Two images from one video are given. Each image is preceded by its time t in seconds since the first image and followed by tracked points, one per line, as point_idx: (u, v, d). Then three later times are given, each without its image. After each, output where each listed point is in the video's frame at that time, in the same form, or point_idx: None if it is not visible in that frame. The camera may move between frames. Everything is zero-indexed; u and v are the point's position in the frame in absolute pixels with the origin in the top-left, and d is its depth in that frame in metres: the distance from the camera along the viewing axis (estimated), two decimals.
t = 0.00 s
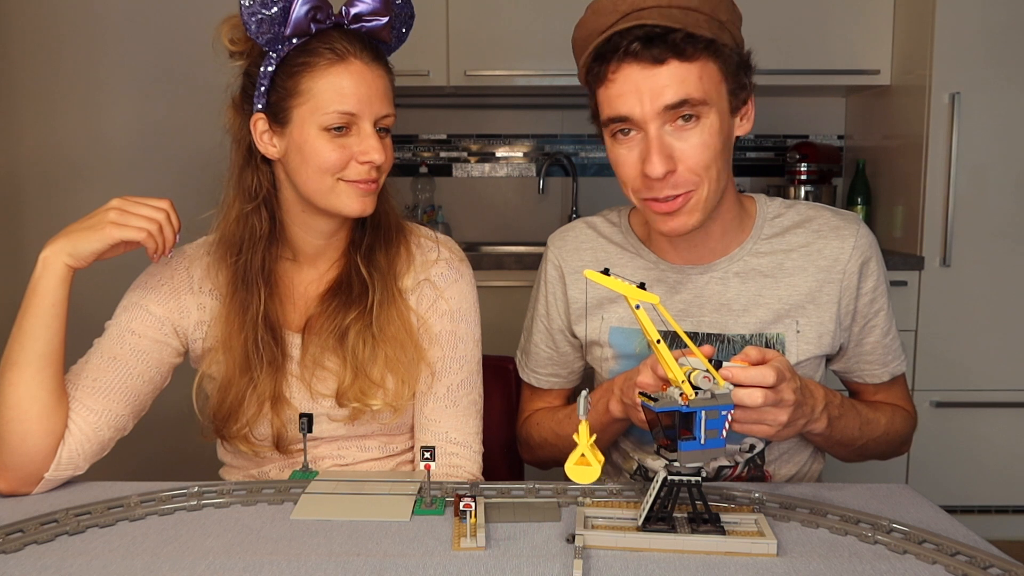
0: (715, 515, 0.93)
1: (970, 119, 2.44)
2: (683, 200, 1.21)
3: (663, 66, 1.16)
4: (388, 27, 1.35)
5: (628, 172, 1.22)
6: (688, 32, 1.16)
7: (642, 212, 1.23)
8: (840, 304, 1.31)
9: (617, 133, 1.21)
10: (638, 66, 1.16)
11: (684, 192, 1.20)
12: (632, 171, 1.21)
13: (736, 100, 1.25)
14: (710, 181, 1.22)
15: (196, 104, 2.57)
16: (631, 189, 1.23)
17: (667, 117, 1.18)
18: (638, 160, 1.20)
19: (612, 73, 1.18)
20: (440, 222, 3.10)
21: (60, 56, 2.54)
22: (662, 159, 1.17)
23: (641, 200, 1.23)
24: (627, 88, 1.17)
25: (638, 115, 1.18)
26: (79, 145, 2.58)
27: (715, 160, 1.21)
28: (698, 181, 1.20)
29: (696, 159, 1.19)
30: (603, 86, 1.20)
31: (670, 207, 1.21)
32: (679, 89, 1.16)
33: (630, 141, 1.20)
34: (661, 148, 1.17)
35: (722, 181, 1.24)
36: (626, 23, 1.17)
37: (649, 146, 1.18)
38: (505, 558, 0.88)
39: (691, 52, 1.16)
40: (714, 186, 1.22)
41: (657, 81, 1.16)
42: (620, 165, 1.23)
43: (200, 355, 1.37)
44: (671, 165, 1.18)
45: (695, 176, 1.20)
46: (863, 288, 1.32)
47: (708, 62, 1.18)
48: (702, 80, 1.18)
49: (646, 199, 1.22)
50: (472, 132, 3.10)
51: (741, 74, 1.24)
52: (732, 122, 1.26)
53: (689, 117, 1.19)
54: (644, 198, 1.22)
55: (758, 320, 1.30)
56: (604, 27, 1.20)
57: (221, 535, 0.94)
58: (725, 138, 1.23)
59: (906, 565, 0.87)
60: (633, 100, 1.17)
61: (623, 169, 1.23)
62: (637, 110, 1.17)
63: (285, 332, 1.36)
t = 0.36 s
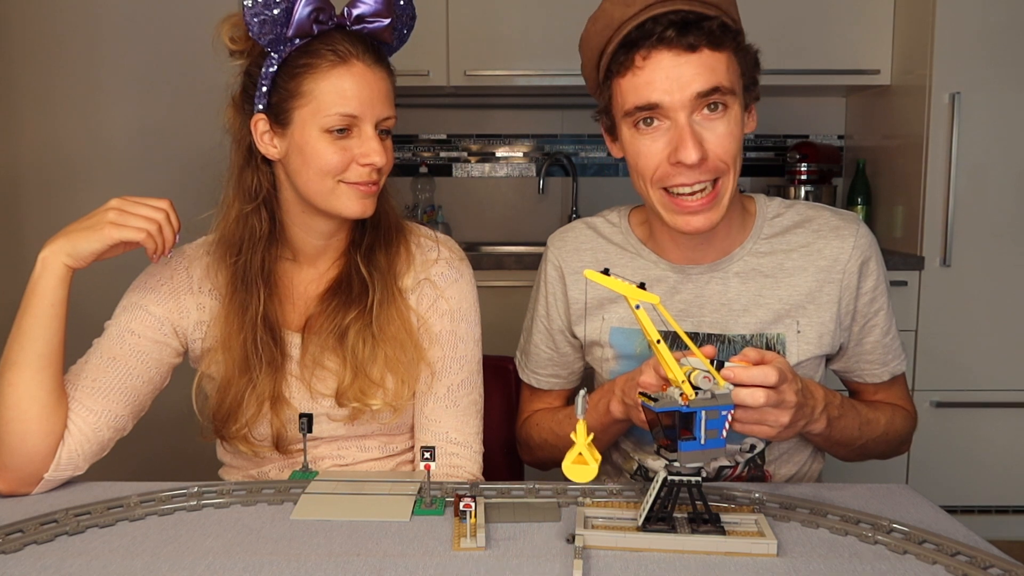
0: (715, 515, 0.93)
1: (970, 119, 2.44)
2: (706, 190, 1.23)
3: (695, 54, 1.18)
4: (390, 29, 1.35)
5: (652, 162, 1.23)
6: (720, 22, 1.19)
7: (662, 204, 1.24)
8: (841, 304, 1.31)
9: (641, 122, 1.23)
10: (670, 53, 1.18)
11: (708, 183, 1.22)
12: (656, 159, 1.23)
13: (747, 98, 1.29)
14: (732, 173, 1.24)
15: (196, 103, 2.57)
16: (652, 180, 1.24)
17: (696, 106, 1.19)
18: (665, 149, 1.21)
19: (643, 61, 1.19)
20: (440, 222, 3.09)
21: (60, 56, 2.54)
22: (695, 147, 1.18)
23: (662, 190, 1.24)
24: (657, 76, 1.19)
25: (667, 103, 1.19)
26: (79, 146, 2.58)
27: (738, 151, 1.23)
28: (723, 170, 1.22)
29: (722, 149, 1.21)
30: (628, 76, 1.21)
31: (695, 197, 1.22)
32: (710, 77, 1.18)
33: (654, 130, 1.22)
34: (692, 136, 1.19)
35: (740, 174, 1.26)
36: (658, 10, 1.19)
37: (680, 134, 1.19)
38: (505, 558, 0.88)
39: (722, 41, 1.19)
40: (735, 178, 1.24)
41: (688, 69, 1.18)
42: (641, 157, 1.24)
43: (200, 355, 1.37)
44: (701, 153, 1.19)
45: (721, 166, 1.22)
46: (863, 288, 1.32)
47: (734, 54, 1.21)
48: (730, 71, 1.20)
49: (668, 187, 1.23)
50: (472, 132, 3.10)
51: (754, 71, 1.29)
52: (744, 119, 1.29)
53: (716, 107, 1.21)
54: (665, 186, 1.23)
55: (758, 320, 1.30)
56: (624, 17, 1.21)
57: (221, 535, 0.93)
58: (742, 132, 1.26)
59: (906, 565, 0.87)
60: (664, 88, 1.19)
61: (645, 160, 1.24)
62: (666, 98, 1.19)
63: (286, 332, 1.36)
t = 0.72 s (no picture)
0: (715, 515, 0.93)
1: (970, 119, 2.44)
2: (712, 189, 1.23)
3: (708, 52, 1.18)
4: (392, 30, 1.36)
5: (659, 158, 1.23)
6: (734, 21, 1.20)
7: (666, 200, 1.25)
8: (841, 305, 1.31)
9: (650, 118, 1.23)
10: (682, 50, 1.18)
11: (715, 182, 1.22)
12: (664, 156, 1.23)
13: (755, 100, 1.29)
14: (739, 174, 1.23)
15: (196, 103, 2.57)
16: (658, 176, 1.24)
17: (706, 104, 1.19)
18: (674, 146, 1.21)
19: (655, 56, 1.19)
20: (440, 222, 3.10)
21: (60, 56, 2.54)
22: (704, 145, 1.18)
23: (669, 186, 1.24)
24: (668, 72, 1.19)
25: (677, 100, 1.20)
26: (79, 146, 2.58)
27: (746, 151, 1.23)
28: (730, 169, 1.22)
29: (730, 149, 1.21)
30: (639, 71, 1.21)
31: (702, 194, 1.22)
32: (721, 76, 1.18)
33: (663, 127, 1.23)
34: (701, 133, 1.19)
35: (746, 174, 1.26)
36: (672, 6, 1.19)
37: (688, 131, 1.20)
38: (505, 558, 0.88)
39: (735, 40, 1.19)
40: (742, 179, 1.24)
41: (700, 66, 1.18)
42: (649, 153, 1.24)
43: (200, 355, 1.37)
44: (709, 151, 1.19)
45: (728, 166, 1.22)
46: (864, 288, 1.32)
47: (745, 54, 1.22)
48: (741, 70, 1.20)
49: (675, 184, 1.23)
50: (472, 132, 3.10)
51: (763, 73, 1.29)
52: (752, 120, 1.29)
53: (725, 106, 1.21)
54: (672, 183, 1.23)
55: (759, 320, 1.30)
56: (636, 12, 1.21)
57: (221, 535, 0.93)
58: (750, 132, 1.26)
59: (906, 565, 0.87)
60: (676, 84, 1.19)
61: (652, 156, 1.24)
62: (677, 94, 1.19)
63: (286, 332, 1.36)
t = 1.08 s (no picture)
0: (715, 515, 0.93)
1: (970, 119, 2.44)
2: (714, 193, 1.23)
3: (714, 53, 1.18)
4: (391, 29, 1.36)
5: (661, 158, 1.23)
6: (741, 22, 1.20)
7: (668, 201, 1.25)
8: (842, 305, 1.31)
9: (654, 118, 1.23)
10: (688, 50, 1.18)
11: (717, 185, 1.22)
12: (666, 156, 1.23)
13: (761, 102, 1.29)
14: (743, 177, 1.23)
15: (197, 103, 2.57)
16: (660, 176, 1.25)
17: (710, 105, 1.20)
18: (677, 147, 1.22)
19: (661, 55, 1.19)
20: (440, 222, 3.10)
21: (60, 56, 2.54)
22: (706, 147, 1.18)
23: (670, 187, 1.24)
24: (674, 72, 1.19)
25: (681, 100, 1.20)
26: (79, 146, 2.58)
27: (749, 155, 1.23)
28: (732, 172, 1.22)
29: (733, 151, 1.21)
30: (644, 71, 1.22)
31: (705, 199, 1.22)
32: (726, 78, 1.18)
33: (666, 127, 1.23)
34: (704, 135, 1.19)
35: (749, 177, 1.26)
36: (679, 6, 1.19)
37: (692, 132, 1.20)
38: (505, 558, 0.88)
39: (741, 42, 1.19)
40: (745, 182, 1.24)
41: (705, 68, 1.18)
42: (652, 153, 1.24)
43: (200, 356, 1.37)
44: (712, 153, 1.19)
45: (732, 168, 1.22)
46: (865, 289, 1.32)
47: (752, 56, 1.22)
48: (746, 72, 1.20)
49: (677, 185, 1.23)
50: (472, 132, 3.10)
51: (769, 75, 1.29)
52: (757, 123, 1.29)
53: (730, 108, 1.21)
54: (674, 184, 1.23)
55: (760, 321, 1.30)
56: (644, 11, 1.21)
57: (221, 535, 0.93)
58: (754, 135, 1.26)
59: (906, 565, 0.87)
60: (680, 85, 1.19)
61: (655, 156, 1.24)
62: (681, 95, 1.19)
63: (285, 331, 1.36)
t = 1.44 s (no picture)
0: (715, 515, 0.93)
1: (970, 119, 2.44)
2: (715, 190, 1.22)
3: (714, 48, 1.18)
4: (389, 29, 1.35)
5: (661, 153, 1.23)
6: (741, 18, 1.20)
7: (667, 197, 1.25)
8: (843, 303, 1.31)
9: (654, 112, 1.23)
10: (688, 45, 1.18)
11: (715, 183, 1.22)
12: (665, 151, 1.23)
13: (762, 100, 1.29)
14: (742, 174, 1.23)
15: (197, 103, 2.57)
16: (659, 172, 1.24)
17: (709, 100, 1.20)
18: (676, 142, 1.22)
19: (661, 50, 1.20)
20: (440, 222, 3.10)
21: (60, 56, 2.54)
22: (705, 141, 1.18)
23: (670, 182, 1.24)
24: (674, 67, 1.19)
25: (681, 95, 1.20)
26: (80, 145, 2.58)
27: (748, 152, 1.23)
28: (731, 168, 1.22)
29: (732, 147, 1.21)
30: (645, 66, 1.22)
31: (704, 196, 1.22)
32: (726, 72, 1.18)
33: (665, 122, 1.23)
34: (703, 129, 1.19)
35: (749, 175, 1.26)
36: (679, 2, 1.20)
37: (691, 127, 1.20)
38: (505, 558, 0.88)
39: (741, 38, 1.20)
40: (744, 179, 1.24)
41: (705, 62, 1.18)
42: (651, 148, 1.24)
43: (200, 355, 1.37)
44: (711, 147, 1.19)
45: (731, 164, 1.22)
46: (866, 287, 1.32)
47: (752, 54, 1.22)
48: (746, 69, 1.21)
49: (676, 180, 1.23)
50: (472, 132, 3.10)
51: (770, 73, 1.29)
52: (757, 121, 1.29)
53: (730, 104, 1.21)
54: (673, 180, 1.23)
55: (761, 320, 1.30)
56: (646, 7, 1.21)
57: (221, 535, 0.93)
58: (754, 132, 1.26)
59: (906, 565, 0.87)
60: (680, 79, 1.19)
61: (654, 151, 1.24)
62: (681, 89, 1.19)
63: (284, 331, 1.36)
